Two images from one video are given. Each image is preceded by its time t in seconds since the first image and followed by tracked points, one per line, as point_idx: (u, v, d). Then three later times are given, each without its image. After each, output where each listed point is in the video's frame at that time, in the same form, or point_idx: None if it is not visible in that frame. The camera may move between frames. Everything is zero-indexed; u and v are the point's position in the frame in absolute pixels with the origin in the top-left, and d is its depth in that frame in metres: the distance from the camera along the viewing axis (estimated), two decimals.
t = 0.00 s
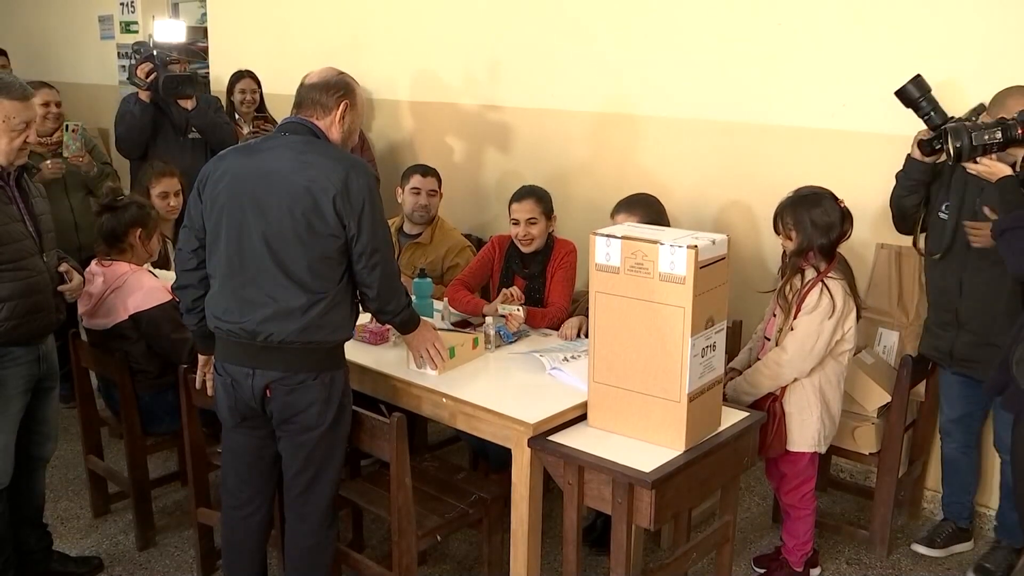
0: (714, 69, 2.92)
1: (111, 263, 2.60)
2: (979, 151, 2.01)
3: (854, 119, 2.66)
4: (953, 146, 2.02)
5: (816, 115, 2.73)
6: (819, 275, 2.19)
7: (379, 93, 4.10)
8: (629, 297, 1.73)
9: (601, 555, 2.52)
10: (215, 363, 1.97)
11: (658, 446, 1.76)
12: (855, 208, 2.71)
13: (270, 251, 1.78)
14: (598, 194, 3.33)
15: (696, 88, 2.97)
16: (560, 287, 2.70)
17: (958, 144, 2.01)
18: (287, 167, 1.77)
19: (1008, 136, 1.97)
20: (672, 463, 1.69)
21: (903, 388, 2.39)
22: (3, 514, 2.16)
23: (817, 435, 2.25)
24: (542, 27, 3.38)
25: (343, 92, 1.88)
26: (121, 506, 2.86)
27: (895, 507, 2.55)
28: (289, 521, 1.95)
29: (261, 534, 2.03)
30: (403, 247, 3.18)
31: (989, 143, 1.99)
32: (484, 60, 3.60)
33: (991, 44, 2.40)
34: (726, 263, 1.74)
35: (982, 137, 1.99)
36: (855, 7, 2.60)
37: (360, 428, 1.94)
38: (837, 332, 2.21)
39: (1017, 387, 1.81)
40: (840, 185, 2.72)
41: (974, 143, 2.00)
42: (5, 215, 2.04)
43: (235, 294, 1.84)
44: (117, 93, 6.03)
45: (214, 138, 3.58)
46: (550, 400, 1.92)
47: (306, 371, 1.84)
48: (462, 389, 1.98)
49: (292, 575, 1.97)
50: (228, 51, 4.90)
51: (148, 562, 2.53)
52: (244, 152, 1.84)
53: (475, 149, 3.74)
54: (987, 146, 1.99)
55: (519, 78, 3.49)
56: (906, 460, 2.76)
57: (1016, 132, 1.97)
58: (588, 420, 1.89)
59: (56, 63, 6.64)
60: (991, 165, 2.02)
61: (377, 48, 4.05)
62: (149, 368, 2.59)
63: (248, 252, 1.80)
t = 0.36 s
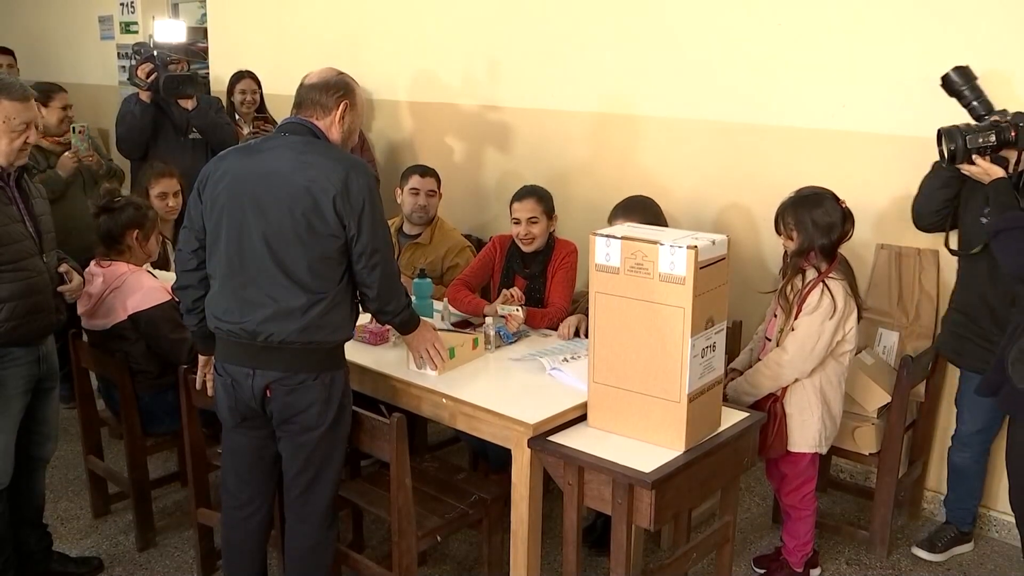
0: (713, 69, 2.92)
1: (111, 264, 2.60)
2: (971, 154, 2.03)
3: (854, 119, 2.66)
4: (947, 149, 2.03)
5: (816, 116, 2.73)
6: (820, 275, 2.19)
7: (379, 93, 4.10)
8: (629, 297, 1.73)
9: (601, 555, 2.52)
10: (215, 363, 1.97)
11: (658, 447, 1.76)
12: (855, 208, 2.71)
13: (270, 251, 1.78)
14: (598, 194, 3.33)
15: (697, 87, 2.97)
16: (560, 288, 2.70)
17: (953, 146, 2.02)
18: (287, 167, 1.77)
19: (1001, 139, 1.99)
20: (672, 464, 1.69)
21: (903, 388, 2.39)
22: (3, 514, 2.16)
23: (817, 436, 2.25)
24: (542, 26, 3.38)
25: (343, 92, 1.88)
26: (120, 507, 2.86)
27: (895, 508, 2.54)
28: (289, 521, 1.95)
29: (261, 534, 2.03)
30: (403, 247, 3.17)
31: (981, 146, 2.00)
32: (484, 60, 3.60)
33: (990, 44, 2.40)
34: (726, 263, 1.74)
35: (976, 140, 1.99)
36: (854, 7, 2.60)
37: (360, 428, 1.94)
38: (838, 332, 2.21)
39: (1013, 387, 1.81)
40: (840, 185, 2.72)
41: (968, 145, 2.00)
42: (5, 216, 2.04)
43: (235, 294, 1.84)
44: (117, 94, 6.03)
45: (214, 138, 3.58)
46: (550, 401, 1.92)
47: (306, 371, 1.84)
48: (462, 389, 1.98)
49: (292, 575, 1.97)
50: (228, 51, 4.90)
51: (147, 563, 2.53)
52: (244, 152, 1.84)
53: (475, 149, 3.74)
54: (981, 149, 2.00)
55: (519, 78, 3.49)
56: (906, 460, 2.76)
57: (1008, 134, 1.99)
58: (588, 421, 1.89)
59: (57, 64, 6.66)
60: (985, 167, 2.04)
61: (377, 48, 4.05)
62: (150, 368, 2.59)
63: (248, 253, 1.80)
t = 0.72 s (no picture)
0: (713, 70, 2.93)
1: (109, 265, 2.60)
2: (966, 156, 1.93)
3: (854, 119, 2.66)
4: (939, 150, 1.93)
5: (816, 116, 2.74)
6: (820, 276, 2.19)
7: (379, 93, 4.10)
8: (630, 298, 1.72)
9: (601, 556, 2.52)
10: (216, 363, 1.97)
11: (658, 447, 1.76)
12: (854, 209, 2.71)
13: (269, 252, 1.78)
14: (599, 194, 3.33)
15: (697, 87, 2.97)
16: (560, 289, 2.70)
17: (945, 147, 1.92)
18: (287, 167, 1.77)
19: (994, 141, 1.93)
20: (672, 464, 1.69)
21: (903, 389, 2.39)
22: (3, 515, 2.16)
23: (818, 436, 2.25)
24: (542, 27, 3.38)
25: (343, 92, 1.88)
26: (120, 507, 2.86)
27: (895, 509, 2.54)
28: (289, 522, 1.95)
29: (261, 535, 2.03)
30: (402, 248, 3.17)
31: (976, 148, 1.92)
32: (484, 60, 3.60)
33: (989, 44, 2.41)
34: (726, 264, 1.74)
35: (969, 141, 1.92)
36: (854, 8, 2.60)
37: (360, 429, 1.94)
38: (838, 333, 2.21)
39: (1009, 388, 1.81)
40: (840, 185, 2.72)
41: (960, 147, 1.92)
42: (5, 216, 2.04)
43: (235, 294, 1.84)
44: (117, 94, 6.04)
45: (215, 138, 3.58)
46: (550, 402, 1.92)
47: (306, 372, 1.85)
48: (462, 390, 1.98)
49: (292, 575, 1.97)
50: (228, 51, 4.89)
51: (148, 563, 2.53)
52: (244, 153, 1.84)
53: (475, 150, 3.74)
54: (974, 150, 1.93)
55: (520, 78, 3.49)
56: (906, 461, 2.76)
57: (1001, 135, 1.93)
58: (589, 421, 1.89)
59: (57, 65, 6.67)
60: (981, 167, 1.92)
61: (376, 49, 4.05)
62: (150, 369, 2.58)
63: (248, 253, 1.80)
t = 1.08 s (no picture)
0: (713, 70, 2.93)
1: (110, 265, 2.60)
2: (962, 155, 1.91)
3: (854, 119, 2.66)
4: (935, 150, 1.91)
5: (815, 116, 2.74)
6: (820, 276, 2.20)
7: (379, 94, 4.10)
8: (630, 299, 1.73)
9: (602, 557, 2.52)
10: (216, 364, 1.97)
11: (658, 448, 1.77)
12: (854, 209, 2.72)
13: (269, 253, 1.78)
14: (599, 195, 3.33)
15: (698, 88, 2.98)
16: (560, 288, 2.71)
17: (940, 147, 1.90)
18: (287, 168, 1.77)
19: (989, 141, 1.89)
20: (671, 465, 1.69)
21: (903, 390, 2.39)
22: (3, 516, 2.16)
23: (818, 436, 2.25)
24: (542, 27, 3.38)
25: (343, 93, 1.88)
26: (121, 508, 2.86)
27: (895, 510, 2.54)
28: (290, 523, 1.95)
29: (261, 535, 2.03)
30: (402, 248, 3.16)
31: (971, 148, 1.89)
32: (484, 61, 3.60)
33: (988, 44, 2.41)
34: (726, 264, 1.74)
35: (964, 141, 1.89)
36: (854, 8, 2.61)
37: (360, 429, 1.94)
38: (839, 333, 2.21)
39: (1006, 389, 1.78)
40: (840, 186, 2.72)
41: (956, 147, 1.90)
42: (6, 217, 2.04)
43: (235, 295, 1.84)
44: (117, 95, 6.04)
45: (210, 138, 3.54)
46: (550, 402, 1.92)
47: (306, 373, 1.85)
48: (462, 391, 1.99)
49: None
50: (228, 52, 4.90)
51: (148, 564, 2.53)
52: (244, 154, 1.84)
53: (475, 150, 3.75)
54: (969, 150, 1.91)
55: (520, 79, 3.49)
56: (906, 461, 2.76)
57: (996, 136, 1.90)
58: (589, 422, 1.89)
59: (56, 65, 6.68)
60: (977, 166, 1.90)
61: (376, 49, 4.05)
62: (149, 369, 2.59)
63: (248, 253, 1.80)
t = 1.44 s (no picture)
0: (713, 70, 2.93)
1: (110, 266, 2.60)
2: (955, 153, 1.94)
3: (854, 119, 2.66)
4: (930, 149, 1.93)
5: (815, 116, 2.74)
6: (820, 276, 2.20)
7: (379, 94, 4.10)
8: (629, 299, 1.73)
9: (601, 557, 2.52)
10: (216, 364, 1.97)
11: (658, 448, 1.77)
12: (854, 209, 2.72)
13: (269, 253, 1.78)
14: (599, 195, 3.33)
15: (698, 88, 2.98)
16: (560, 287, 2.75)
17: (935, 146, 1.92)
18: (287, 169, 1.77)
19: (982, 139, 1.95)
20: (671, 465, 1.69)
21: (903, 390, 2.39)
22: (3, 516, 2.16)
23: (818, 436, 2.25)
24: (542, 27, 3.38)
25: (343, 93, 1.88)
26: (120, 509, 2.86)
27: (895, 510, 2.54)
28: (290, 523, 1.95)
29: (261, 535, 2.03)
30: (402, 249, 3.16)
31: (965, 146, 1.93)
32: (484, 61, 3.60)
33: (988, 44, 2.41)
34: (726, 264, 1.74)
35: (958, 140, 1.93)
36: (854, 8, 2.61)
37: (360, 429, 1.94)
38: (838, 333, 2.21)
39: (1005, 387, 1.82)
40: (840, 186, 2.72)
41: (950, 145, 1.92)
42: (6, 217, 2.04)
43: (234, 295, 1.84)
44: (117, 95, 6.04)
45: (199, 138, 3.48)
46: (550, 403, 1.92)
47: (306, 373, 1.85)
48: (462, 391, 1.98)
49: None
50: (227, 51, 4.90)
51: (148, 564, 2.53)
52: (244, 154, 1.84)
53: (475, 151, 3.75)
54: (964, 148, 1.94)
55: (520, 79, 3.49)
56: (906, 462, 2.76)
57: (989, 134, 1.96)
58: (588, 422, 1.89)
59: (56, 65, 6.68)
60: (970, 164, 1.94)
61: (375, 49, 4.05)
62: (149, 370, 2.59)
63: (248, 254, 1.80)
